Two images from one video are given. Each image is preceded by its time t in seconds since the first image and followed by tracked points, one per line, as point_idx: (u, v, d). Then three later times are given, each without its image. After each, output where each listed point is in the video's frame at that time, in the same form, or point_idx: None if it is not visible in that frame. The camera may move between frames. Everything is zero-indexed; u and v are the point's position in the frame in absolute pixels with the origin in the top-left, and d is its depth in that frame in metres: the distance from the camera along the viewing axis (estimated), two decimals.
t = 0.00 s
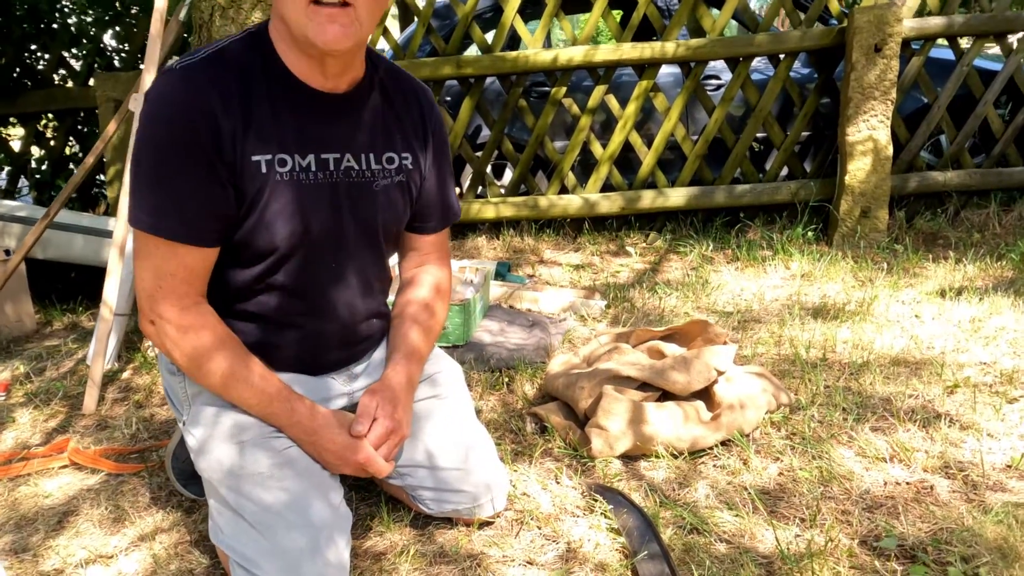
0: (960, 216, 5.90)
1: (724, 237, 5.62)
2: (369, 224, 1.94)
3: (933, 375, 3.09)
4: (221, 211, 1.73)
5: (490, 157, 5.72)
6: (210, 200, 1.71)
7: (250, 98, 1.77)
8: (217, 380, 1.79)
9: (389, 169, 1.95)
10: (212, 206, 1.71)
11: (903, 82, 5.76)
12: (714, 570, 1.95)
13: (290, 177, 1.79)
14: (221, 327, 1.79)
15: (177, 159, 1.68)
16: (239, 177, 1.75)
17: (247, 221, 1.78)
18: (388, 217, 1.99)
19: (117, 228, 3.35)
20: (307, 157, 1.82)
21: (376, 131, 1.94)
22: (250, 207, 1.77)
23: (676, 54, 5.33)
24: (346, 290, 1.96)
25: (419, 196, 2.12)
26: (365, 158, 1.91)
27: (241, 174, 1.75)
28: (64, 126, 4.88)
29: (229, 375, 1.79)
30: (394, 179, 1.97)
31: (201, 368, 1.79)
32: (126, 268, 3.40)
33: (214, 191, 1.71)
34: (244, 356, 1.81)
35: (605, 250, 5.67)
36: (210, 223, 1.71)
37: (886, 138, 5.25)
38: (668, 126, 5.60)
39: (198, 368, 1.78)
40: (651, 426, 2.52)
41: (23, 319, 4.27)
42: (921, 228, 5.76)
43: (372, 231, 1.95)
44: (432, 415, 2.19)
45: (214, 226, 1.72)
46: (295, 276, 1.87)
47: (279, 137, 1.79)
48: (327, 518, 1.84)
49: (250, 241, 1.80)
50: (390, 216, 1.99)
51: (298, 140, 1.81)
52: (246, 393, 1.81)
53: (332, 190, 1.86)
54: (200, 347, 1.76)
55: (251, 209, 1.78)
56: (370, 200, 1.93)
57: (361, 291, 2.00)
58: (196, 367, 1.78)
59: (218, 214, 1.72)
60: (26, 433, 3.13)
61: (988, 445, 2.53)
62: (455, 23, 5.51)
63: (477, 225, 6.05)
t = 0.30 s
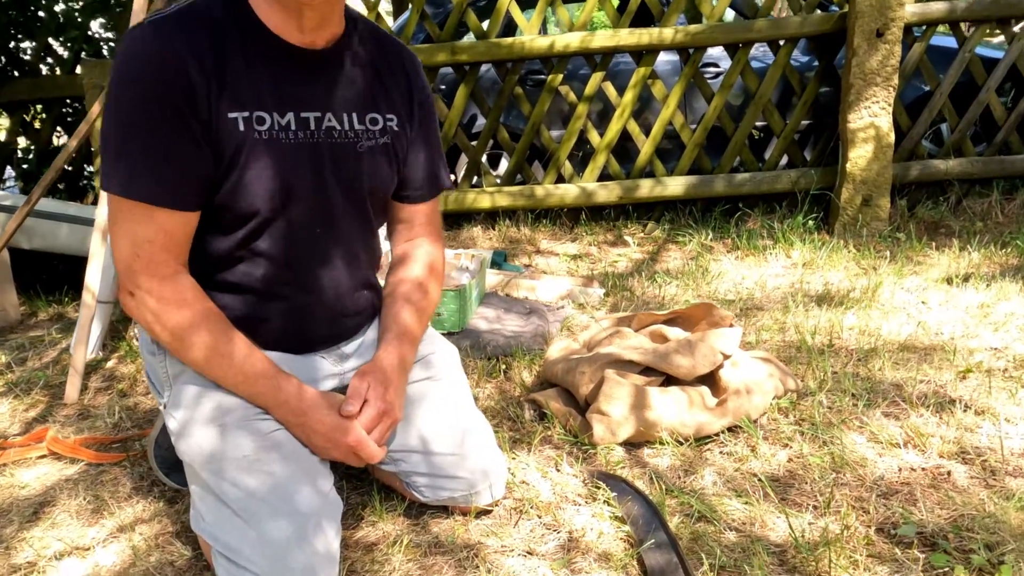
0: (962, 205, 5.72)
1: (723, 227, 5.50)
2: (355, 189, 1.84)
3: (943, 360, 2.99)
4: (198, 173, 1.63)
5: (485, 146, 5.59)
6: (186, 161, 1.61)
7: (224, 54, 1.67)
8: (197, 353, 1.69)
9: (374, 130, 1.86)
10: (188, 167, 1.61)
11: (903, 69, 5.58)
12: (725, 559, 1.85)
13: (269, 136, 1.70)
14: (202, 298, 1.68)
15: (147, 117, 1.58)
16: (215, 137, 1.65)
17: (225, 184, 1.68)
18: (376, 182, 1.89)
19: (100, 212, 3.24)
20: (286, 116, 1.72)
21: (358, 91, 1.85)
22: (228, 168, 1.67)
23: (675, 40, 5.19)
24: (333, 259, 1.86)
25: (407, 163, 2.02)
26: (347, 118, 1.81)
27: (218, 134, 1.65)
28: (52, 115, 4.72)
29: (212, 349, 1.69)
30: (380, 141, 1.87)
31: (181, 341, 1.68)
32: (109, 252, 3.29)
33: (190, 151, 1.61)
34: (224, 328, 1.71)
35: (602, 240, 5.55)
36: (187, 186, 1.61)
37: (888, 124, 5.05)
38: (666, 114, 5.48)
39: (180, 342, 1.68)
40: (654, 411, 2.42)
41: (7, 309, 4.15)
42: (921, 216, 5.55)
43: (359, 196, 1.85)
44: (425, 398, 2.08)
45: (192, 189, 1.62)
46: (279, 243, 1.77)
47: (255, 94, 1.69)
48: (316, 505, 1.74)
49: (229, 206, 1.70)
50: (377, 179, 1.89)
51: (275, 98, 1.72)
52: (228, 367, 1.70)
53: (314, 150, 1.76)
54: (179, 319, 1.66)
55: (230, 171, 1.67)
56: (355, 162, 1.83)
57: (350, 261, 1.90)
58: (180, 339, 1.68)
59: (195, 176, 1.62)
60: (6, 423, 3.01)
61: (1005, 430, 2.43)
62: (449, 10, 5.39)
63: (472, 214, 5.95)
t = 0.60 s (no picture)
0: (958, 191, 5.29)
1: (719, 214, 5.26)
2: (321, 140, 1.77)
3: (943, 339, 2.92)
4: (153, 126, 1.56)
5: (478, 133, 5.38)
6: (140, 114, 1.53)
7: (168, 4, 1.59)
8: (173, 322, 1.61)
9: (333, 79, 1.79)
10: (142, 120, 1.54)
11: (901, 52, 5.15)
12: (722, 537, 1.76)
13: (221, 84, 1.63)
14: (171, 259, 1.61)
15: (95, 70, 1.50)
16: (168, 88, 1.58)
17: (182, 137, 1.61)
18: (342, 134, 1.82)
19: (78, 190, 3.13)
20: (237, 63, 1.65)
21: (313, 39, 1.77)
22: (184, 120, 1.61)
23: (670, 24, 4.95)
24: (304, 216, 1.78)
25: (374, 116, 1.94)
26: (303, 66, 1.74)
27: (168, 84, 1.58)
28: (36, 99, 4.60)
29: (186, 319, 1.61)
30: (340, 91, 1.80)
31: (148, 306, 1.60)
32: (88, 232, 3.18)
33: (142, 104, 1.54)
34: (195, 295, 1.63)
35: (597, 227, 5.32)
36: (142, 139, 1.54)
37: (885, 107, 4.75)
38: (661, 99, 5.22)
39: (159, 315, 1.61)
40: (648, 389, 2.35)
41: None
42: (917, 202, 5.15)
43: (326, 148, 1.79)
44: (410, 373, 2.01)
45: (148, 143, 1.55)
46: (244, 197, 1.70)
47: (204, 42, 1.62)
48: (294, 484, 1.67)
49: (188, 160, 1.63)
50: (343, 130, 1.82)
51: (226, 46, 1.64)
52: (201, 333, 1.62)
53: (270, 99, 1.69)
54: (147, 286, 1.58)
55: (187, 122, 1.61)
56: (315, 111, 1.76)
57: (324, 218, 1.82)
58: (159, 311, 1.60)
59: (148, 126, 1.55)
60: None
61: (1009, 407, 2.36)
62: None
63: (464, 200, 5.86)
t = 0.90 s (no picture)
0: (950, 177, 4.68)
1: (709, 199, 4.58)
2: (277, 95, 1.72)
3: (932, 315, 2.83)
4: (98, 80, 1.50)
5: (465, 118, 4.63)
6: (84, 68, 1.48)
7: None
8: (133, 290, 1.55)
9: (288, 33, 1.73)
10: (86, 74, 1.48)
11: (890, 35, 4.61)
12: (700, 509, 1.71)
13: (167, 36, 1.58)
14: (124, 219, 1.55)
15: (33, 24, 1.44)
16: (111, 42, 1.53)
17: (129, 91, 1.56)
18: (300, 89, 1.77)
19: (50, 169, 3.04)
20: (184, 16, 1.60)
21: None
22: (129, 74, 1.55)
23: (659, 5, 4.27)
24: (265, 174, 1.73)
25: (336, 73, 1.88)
26: (254, 19, 1.69)
27: (112, 38, 1.53)
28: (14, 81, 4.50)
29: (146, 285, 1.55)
30: (296, 44, 1.74)
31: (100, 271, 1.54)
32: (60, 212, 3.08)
33: (85, 57, 1.48)
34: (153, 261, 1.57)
35: (585, 212, 4.61)
36: (87, 93, 1.48)
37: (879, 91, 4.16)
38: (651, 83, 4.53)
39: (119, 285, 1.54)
40: (630, 364, 2.30)
41: None
42: (908, 188, 4.54)
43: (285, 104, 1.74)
44: (383, 346, 1.96)
45: (94, 97, 1.49)
46: (199, 153, 1.66)
47: None
48: (260, 455, 1.61)
49: (137, 116, 1.58)
50: (301, 86, 1.77)
51: None
52: (159, 298, 1.56)
53: (220, 53, 1.64)
54: (96, 247, 1.52)
55: (133, 76, 1.56)
56: (271, 66, 1.71)
57: (287, 176, 1.77)
58: (115, 279, 1.54)
59: (93, 80, 1.49)
60: None
61: (997, 381, 2.32)
62: None
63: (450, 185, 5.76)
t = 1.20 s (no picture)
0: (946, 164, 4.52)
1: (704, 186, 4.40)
2: (250, 56, 1.68)
3: (929, 292, 2.76)
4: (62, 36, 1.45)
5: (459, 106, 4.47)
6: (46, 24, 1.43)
7: None
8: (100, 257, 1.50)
9: None
10: (48, 29, 1.43)
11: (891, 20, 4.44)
12: (690, 484, 1.67)
13: None
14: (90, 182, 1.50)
15: None
16: None
17: (93, 49, 1.51)
18: (277, 51, 1.73)
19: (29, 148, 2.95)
20: None
21: None
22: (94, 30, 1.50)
23: None
24: (239, 137, 1.69)
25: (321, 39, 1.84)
26: None
27: None
28: None
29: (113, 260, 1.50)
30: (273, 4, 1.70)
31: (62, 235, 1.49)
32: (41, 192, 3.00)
33: (47, 12, 1.43)
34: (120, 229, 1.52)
35: (580, 199, 4.42)
36: (50, 49, 1.44)
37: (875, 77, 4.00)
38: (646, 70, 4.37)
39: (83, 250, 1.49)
40: (622, 342, 2.25)
41: None
42: (904, 173, 4.39)
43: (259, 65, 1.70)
44: (367, 321, 1.90)
45: (58, 53, 1.45)
46: (171, 115, 1.61)
47: None
48: (239, 428, 1.57)
49: (103, 74, 1.53)
50: (278, 48, 1.72)
51: None
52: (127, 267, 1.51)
53: (192, 11, 1.60)
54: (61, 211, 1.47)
55: (99, 32, 1.51)
56: (246, 26, 1.66)
57: (262, 140, 1.73)
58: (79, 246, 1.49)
59: (57, 36, 1.44)
60: None
61: (995, 358, 2.28)
62: None
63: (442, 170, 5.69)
